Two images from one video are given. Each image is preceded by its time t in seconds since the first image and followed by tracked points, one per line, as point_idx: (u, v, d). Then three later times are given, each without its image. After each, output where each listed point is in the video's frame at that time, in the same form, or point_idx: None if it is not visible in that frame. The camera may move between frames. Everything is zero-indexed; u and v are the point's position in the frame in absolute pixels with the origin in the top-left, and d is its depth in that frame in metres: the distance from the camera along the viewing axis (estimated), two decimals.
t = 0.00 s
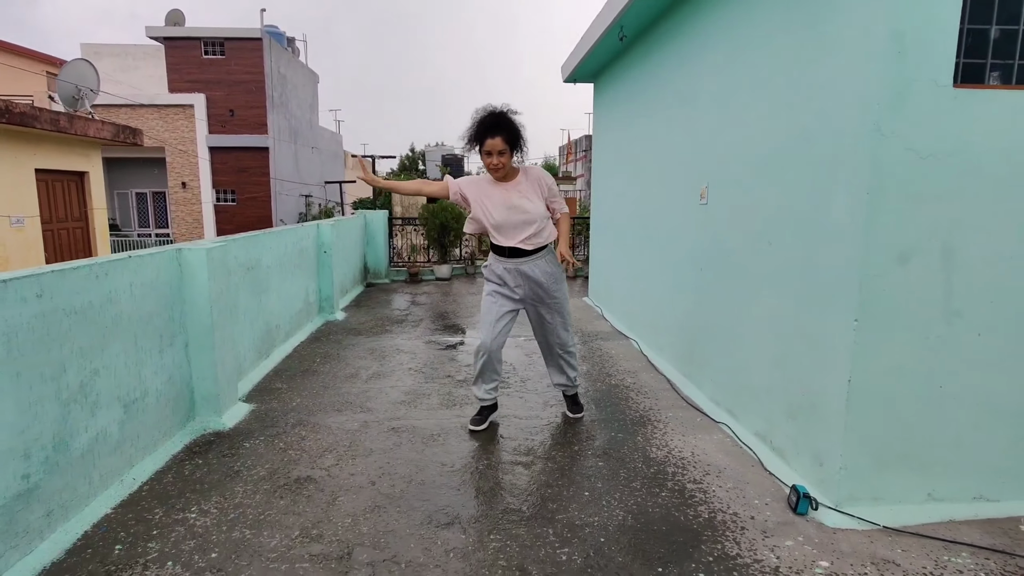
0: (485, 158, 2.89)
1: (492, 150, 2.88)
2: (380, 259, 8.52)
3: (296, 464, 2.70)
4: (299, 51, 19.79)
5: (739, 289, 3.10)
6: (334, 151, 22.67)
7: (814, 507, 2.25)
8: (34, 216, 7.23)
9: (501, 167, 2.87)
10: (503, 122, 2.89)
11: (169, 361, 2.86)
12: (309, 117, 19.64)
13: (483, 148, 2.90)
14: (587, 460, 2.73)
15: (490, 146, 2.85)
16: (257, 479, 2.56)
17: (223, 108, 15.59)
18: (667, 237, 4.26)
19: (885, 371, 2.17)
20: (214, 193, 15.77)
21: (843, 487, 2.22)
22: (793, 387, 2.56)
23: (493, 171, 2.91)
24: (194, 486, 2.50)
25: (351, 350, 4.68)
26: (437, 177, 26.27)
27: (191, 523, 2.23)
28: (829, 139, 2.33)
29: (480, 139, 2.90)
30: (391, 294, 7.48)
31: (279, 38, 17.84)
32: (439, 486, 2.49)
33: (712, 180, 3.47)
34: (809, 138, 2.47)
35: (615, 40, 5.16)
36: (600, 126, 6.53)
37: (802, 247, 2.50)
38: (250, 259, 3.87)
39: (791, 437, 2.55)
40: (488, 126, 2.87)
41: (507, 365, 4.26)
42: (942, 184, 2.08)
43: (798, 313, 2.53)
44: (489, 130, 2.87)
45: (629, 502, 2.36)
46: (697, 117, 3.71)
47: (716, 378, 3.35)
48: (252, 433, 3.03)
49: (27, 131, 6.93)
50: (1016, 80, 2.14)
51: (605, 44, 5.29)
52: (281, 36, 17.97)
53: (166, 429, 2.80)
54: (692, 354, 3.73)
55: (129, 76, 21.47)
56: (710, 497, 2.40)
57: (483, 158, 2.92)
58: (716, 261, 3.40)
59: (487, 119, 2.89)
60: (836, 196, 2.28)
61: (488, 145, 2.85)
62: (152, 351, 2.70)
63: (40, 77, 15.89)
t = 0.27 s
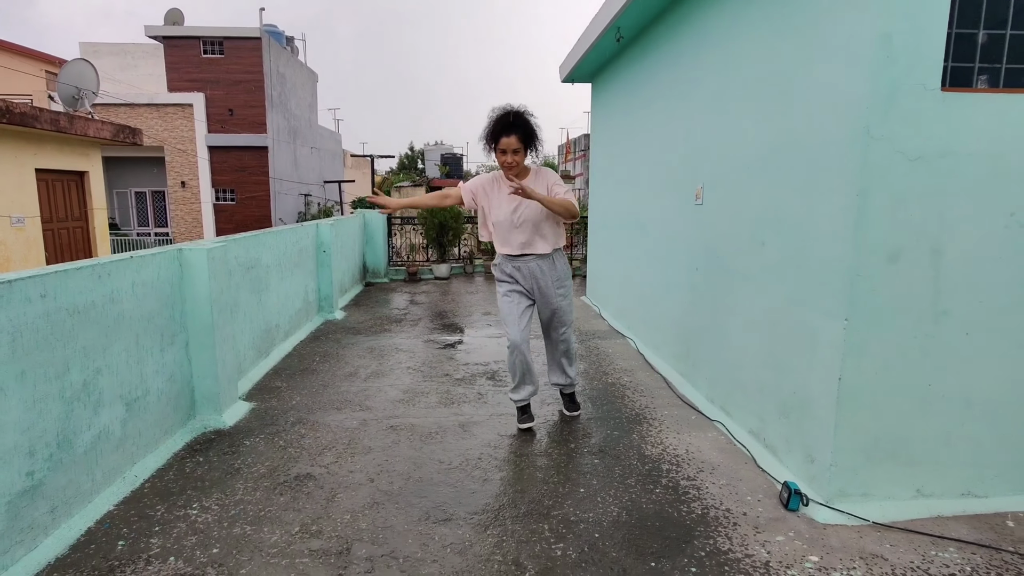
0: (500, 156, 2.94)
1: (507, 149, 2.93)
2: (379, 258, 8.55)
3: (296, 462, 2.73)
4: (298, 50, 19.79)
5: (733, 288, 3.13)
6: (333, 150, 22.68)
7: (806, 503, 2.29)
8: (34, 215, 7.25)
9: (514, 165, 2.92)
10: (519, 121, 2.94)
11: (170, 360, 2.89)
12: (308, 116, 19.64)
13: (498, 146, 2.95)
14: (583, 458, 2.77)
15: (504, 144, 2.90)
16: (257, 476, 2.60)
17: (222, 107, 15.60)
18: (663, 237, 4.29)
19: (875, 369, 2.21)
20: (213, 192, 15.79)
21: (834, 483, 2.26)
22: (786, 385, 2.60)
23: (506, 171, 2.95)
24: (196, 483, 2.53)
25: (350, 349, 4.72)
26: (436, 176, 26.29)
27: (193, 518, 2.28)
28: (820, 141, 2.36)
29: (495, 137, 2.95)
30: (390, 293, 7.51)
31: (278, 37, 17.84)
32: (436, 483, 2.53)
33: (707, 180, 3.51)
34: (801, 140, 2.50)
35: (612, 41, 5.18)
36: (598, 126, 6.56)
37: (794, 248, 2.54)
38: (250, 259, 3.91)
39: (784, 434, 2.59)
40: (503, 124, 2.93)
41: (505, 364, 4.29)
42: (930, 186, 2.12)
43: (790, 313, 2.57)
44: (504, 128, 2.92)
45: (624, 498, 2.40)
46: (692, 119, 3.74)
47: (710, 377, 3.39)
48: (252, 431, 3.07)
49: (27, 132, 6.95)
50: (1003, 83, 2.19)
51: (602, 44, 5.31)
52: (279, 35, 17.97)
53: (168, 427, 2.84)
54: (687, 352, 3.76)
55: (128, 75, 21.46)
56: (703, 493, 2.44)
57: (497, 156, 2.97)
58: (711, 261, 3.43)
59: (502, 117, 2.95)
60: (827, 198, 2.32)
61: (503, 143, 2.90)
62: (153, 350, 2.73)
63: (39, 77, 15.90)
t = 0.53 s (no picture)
0: (500, 152, 2.97)
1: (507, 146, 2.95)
2: (377, 258, 8.57)
3: (294, 461, 2.76)
4: (297, 49, 19.78)
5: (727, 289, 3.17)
6: (332, 149, 22.69)
7: (796, 501, 2.32)
8: (33, 215, 7.27)
9: (515, 162, 2.93)
10: (520, 119, 2.98)
11: (169, 360, 2.92)
12: (307, 115, 19.65)
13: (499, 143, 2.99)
14: (578, 456, 2.80)
15: (505, 140, 2.93)
16: (255, 475, 2.63)
17: (221, 106, 15.61)
18: (659, 237, 4.32)
19: (864, 369, 2.24)
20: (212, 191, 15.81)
21: (824, 481, 2.29)
22: (778, 385, 2.63)
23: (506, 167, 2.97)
24: (195, 481, 2.56)
25: (348, 349, 4.75)
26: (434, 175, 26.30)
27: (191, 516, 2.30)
28: (811, 144, 2.39)
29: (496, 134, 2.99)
30: (389, 293, 7.54)
31: (276, 36, 17.84)
32: (433, 481, 2.56)
33: (701, 181, 3.54)
34: (793, 143, 2.53)
35: (608, 42, 5.21)
36: (595, 126, 6.58)
37: (786, 249, 2.57)
38: (248, 259, 3.94)
39: (776, 433, 2.62)
40: (506, 120, 2.97)
41: (502, 363, 4.32)
42: (918, 188, 2.15)
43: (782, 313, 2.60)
44: (505, 125, 2.96)
45: (617, 496, 2.43)
46: (687, 120, 3.77)
47: (705, 376, 3.42)
48: (250, 430, 3.10)
49: (26, 132, 6.97)
50: (992, 87, 2.23)
51: (599, 45, 5.33)
52: (278, 34, 17.97)
53: (167, 426, 2.87)
54: (682, 352, 3.80)
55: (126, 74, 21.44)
56: (696, 491, 2.47)
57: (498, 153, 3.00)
58: (706, 261, 3.46)
59: (504, 115, 2.99)
60: (817, 201, 2.35)
61: (504, 140, 2.93)
62: (152, 349, 2.76)
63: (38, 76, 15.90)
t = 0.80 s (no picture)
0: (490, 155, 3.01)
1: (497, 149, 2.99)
2: (375, 257, 8.58)
3: (291, 460, 2.78)
4: (295, 48, 19.77)
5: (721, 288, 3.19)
6: (330, 148, 22.68)
7: (789, 499, 2.34)
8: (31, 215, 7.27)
9: (504, 164, 2.99)
10: (510, 122, 2.98)
11: (167, 359, 2.94)
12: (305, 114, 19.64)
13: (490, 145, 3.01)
14: (573, 455, 2.82)
15: (495, 143, 2.97)
16: (253, 473, 2.65)
17: (219, 105, 15.59)
18: (655, 237, 4.34)
19: (856, 368, 2.26)
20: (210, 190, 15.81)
21: (817, 480, 2.32)
22: (771, 384, 2.65)
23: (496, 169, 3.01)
24: (192, 480, 2.58)
25: (346, 348, 4.76)
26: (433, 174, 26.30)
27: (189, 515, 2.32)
28: (805, 146, 2.41)
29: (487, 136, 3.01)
30: (386, 292, 7.55)
31: (274, 35, 17.83)
32: (429, 480, 2.58)
33: (696, 181, 3.55)
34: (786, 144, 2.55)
35: (605, 42, 5.23)
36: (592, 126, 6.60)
37: (779, 250, 2.59)
38: (246, 259, 3.95)
39: (769, 432, 2.65)
40: (497, 123, 2.97)
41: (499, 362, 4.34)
42: (909, 190, 2.17)
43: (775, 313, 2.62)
44: (496, 129, 2.97)
45: (612, 495, 2.45)
46: (683, 120, 3.79)
47: (700, 375, 3.44)
48: (248, 429, 3.12)
49: (24, 131, 6.97)
50: (982, 89, 2.25)
51: (595, 45, 5.35)
52: (276, 33, 17.96)
53: (164, 425, 2.88)
54: (677, 351, 3.82)
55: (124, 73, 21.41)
56: (690, 489, 2.49)
57: (487, 155, 3.04)
58: (700, 261, 3.48)
59: (495, 117, 2.99)
60: (810, 202, 2.37)
61: (494, 142, 2.97)
62: (150, 349, 2.78)
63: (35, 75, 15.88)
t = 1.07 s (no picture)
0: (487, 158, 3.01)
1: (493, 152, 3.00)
2: (374, 257, 8.58)
3: (288, 461, 2.78)
4: (294, 47, 19.74)
5: (719, 289, 3.19)
6: (329, 147, 22.66)
7: (785, 501, 2.34)
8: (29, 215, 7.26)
9: (500, 167, 2.99)
10: (503, 124, 2.99)
11: (164, 360, 2.94)
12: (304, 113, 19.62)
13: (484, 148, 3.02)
14: (571, 456, 2.82)
15: (490, 146, 2.98)
16: (249, 475, 2.65)
17: (217, 104, 15.57)
18: (653, 237, 4.34)
19: (853, 370, 2.26)
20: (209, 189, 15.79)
21: (814, 481, 2.32)
22: (768, 385, 2.65)
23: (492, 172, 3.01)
24: (189, 481, 2.58)
25: (344, 348, 4.76)
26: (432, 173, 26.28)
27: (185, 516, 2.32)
28: (802, 147, 2.41)
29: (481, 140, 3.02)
30: (385, 292, 7.55)
31: (273, 34, 17.80)
32: (426, 481, 2.58)
33: (694, 182, 3.55)
34: (784, 146, 2.55)
35: (603, 42, 5.22)
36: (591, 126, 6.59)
37: (777, 252, 2.59)
38: (243, 260, 3.95)
39: (766, 433, 2.65)
40: (491, 127, 2.99)
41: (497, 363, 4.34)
42: (906, 192, 2.17)
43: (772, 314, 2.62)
44: (490, 132, 2.98)
45: (608, 496, 2.45)
46: (681, 121, 3.78)
47: (697, 376, 3.44)
48: (245, 430, 3.12)
49: (21, 131, 6.96)
50: (980, 91, 2.25)
51: (594, 45, 5.34)
52: (275, 32, 17.94)
53: (161, 426, 2.88)
54: (675, 352, 3.82)
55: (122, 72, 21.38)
56: (687, 491, 2.49)
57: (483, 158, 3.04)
58: (698, 262, 3.48)
59: (489, 121, 3.01)
60: (807, 203, 2.37)
61: (489, 145, 2.97)
62: (147, 350, 2.78)
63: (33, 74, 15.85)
